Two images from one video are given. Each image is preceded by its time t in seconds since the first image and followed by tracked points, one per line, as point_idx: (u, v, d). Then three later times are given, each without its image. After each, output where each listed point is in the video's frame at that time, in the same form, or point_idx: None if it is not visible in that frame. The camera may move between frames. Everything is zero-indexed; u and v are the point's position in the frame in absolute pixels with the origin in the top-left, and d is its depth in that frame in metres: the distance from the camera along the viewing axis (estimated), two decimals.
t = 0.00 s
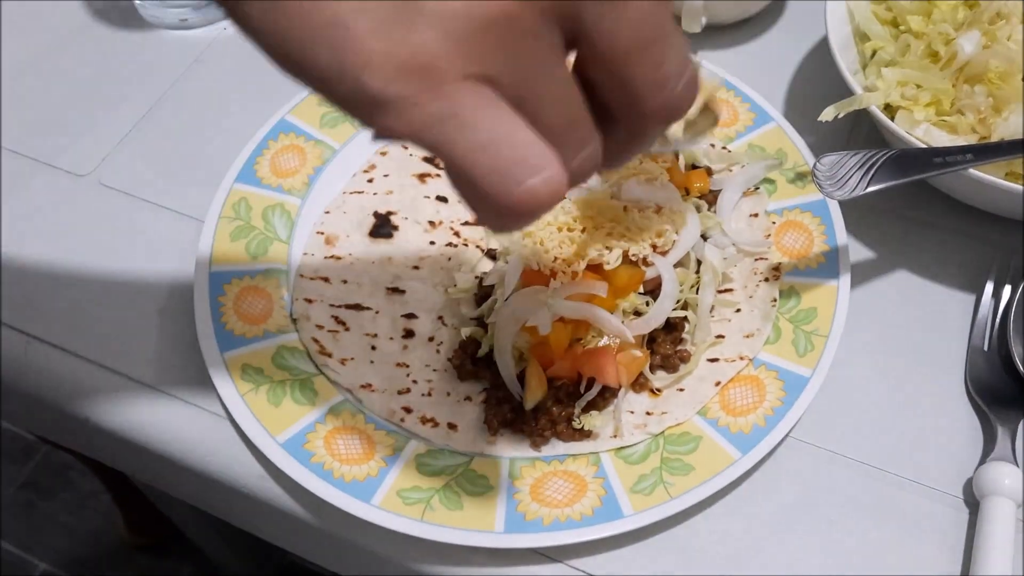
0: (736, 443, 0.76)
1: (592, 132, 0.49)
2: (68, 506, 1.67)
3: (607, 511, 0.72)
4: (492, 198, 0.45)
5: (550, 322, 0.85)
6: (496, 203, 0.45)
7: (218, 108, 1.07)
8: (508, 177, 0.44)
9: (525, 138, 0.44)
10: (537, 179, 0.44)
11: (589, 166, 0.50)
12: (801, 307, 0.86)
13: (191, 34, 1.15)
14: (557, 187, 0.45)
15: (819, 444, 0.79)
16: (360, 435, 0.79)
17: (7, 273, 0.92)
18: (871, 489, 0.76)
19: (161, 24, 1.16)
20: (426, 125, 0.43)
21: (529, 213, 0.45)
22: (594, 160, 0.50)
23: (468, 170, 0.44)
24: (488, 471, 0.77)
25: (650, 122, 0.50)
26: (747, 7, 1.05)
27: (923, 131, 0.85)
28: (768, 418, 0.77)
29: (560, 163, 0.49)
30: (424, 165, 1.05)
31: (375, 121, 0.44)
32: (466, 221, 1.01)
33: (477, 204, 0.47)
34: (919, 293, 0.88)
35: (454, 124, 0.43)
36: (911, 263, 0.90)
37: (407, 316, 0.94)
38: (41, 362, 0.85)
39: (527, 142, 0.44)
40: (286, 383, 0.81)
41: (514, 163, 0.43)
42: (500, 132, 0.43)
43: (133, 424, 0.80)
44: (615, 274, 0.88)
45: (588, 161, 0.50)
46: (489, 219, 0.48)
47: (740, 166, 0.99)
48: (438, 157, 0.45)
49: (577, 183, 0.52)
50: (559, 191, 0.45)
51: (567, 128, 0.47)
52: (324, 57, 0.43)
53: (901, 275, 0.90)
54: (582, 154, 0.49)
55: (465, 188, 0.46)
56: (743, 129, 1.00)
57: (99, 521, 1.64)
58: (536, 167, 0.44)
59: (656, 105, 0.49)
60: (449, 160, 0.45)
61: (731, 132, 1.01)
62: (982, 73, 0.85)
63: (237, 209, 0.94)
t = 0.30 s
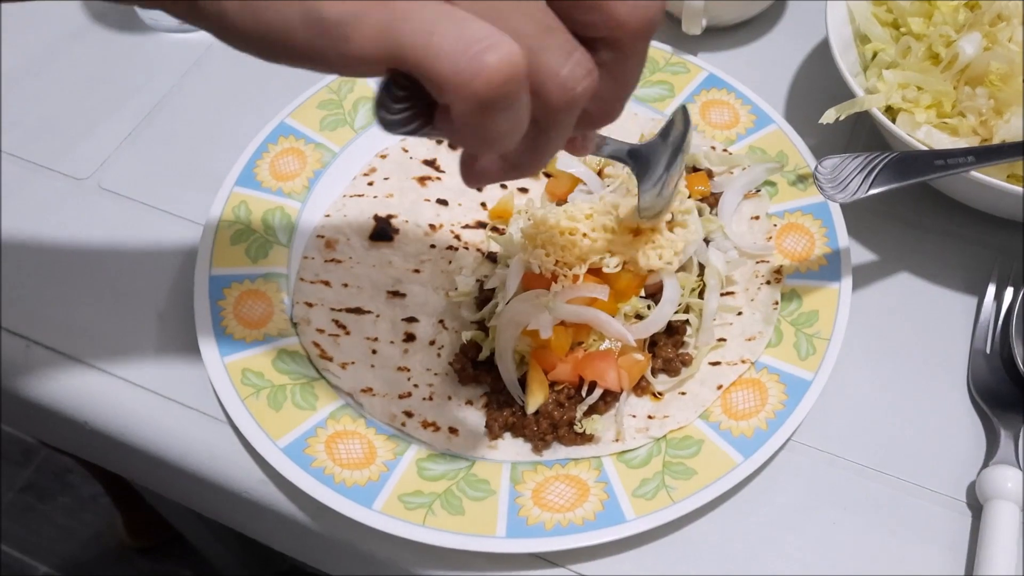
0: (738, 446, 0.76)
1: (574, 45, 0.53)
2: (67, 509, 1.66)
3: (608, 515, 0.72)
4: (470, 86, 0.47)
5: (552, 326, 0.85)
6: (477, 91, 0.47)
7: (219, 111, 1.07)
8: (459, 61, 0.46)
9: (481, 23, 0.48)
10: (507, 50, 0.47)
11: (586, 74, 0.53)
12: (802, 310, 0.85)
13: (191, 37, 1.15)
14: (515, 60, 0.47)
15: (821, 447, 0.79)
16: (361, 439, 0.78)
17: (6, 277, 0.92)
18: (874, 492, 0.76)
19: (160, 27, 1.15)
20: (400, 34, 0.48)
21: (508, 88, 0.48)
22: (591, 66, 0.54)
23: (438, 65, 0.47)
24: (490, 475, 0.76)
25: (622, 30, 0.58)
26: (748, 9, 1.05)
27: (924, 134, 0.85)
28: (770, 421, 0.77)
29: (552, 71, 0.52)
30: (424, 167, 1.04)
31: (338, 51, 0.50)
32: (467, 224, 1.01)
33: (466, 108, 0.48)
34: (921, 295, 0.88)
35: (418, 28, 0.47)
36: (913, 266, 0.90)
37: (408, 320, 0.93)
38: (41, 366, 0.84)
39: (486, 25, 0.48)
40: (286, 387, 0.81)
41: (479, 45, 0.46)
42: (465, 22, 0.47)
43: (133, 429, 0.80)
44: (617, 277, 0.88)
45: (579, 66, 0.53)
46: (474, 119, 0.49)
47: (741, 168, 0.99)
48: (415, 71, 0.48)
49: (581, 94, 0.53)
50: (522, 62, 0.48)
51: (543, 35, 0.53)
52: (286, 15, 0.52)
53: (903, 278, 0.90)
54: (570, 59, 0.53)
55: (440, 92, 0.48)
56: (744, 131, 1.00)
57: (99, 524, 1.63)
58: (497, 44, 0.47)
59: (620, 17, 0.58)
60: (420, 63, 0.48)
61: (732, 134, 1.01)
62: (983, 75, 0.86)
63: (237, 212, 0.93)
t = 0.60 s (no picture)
0: (734, 450, 0.76)
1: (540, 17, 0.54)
2: (68, 513, 1.66)
3: (604, 519, 0.72)
4: (413, 87, 0.49)
5: (549, 330, 0.85)
6: (423, 92, 0.50)
7: (216, 115, 1.07)
8: (400, 64, 0.49)
9: (422, 22, 0.50)
10: (448, 51, 0.49)
11: (549, 47, 0.54)
12: (799, 313, 0.85)
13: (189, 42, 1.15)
14: (455, 61, 0.49)
15: (818, 450, 0.79)
16: (357, 443, 0.78)
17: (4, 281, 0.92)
18: (871, 495, 0.75)
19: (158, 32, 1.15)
20: (343, 35, 0.49)
21: (453, 83, 0.50)
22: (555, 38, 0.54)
23: (384, 70, 0.49)
24: (486, 479, 0.76)
25: None
26: (744, 12, 1.05)
27: (920, 137, 0.85)
28: (766, 425, 0.77)
29: (516, 48, 0.52)
30: (421, 171, 1.04)
31: (296, 49, 0.51)
32: (463, 227, 1.01)
33: (419, 108, 0.51)
34: (918, 298, 0.88)
35: (359, 32, 0.49)
36: (910, 268, 0.90)
37: (404, 323, 0.93)
38: (38, 370, 0.84)
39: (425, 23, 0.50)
40: (283, 392, 0.81)
41: (416, 47, 0.49)
42: (405, 22, 0.49)
43: (129, 433, 0.80)
44: (613, 281, 0.88)
45: (541, 43, 0.53)
46: (426, 115, 0.52)
47: (737, 171, 0.98)
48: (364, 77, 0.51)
49: (546, 69, 0.54)
50: (464, 59, 0.50)
51: (501, 13, 0.52)
52: (243, 12, 0.51)
53: (900, 281, 0.90)
54: (532, 31, 0.53)
55: (388, 94, 0.51)
56: (741, 134, 1.00)
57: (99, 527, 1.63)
58: (436, 46, 0.49)
59: None
60: (363, 71, 0.50)
61: (729, 137, 1.00)
62: (979, 78, 0.86)
63: (233, 217, 0.93)
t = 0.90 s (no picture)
0: (738, 448, 0.75)
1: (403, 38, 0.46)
2: (68, 513, 1.66)
3: (607, 518, 0.71)
4: (225, 96, 0.41)
5: (550, 328, 0.84)
6: (239, 100, 0.41)
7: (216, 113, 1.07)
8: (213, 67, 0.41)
9: (251, 21, 0.42)
10: (271, 55, 0.41)
11: (410, 75, 0.45)
12: (803, 311, 0.85)
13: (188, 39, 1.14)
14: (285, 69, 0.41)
15: (822, 449, 0.78)
16: (358, 443, 0.78)
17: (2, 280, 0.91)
18: (876, 494, 0.75)
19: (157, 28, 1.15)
20: (163, 30, 0.41)
21: (276, 94, 0.42)
22: (424, 63, 0.46)
23: (198, 69, 0.41)
24: (488, 478, 0.76)
25: (468, 22, 0.46)
26: (747, 9, 1.05)
27: (926, 133, 0.84)
28: (770, 423, 0.76)
29: (368, 69, 0.44)
30: (422, 168, 1.04)
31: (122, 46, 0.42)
32: (464, 225, 1.00)
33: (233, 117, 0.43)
34: (923, 296, 0.87)
35: (179, 26, 0.41)
36: (914, 265, 0.90)
37: (405, 322, 0.93)
38: (36, 370, 0.84)
39: (254, 23, 0.41)
40: (282, 390, 0.80)
41: (240, 48, 0.41)
42: (232, 22, 0.41)
43: (127, 433, 0.79)
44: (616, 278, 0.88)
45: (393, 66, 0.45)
46: (245, 124, 0.44)
47: (741, 168, 0.98)
48: (186, 79, 0.42)
49: (405, 102, 0.46)
50: (296, 68, 0.42)
51: (357, 30, 0.44)
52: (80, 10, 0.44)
53: (904, 278, 0.89)
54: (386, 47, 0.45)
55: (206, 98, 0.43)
56: (743, 130, 1.00)
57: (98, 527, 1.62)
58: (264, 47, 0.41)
59: None
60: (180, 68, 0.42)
61: (732, 134, 1.00)
62: (984, 73, 0.85)
63: (233, 214, 0.93)
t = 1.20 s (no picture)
0: (735, 446, 0.75)
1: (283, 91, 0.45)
2: (67, 511, 1.65)
3: (602, 516, 0.71)
4: (70, 157, 0.42)
5: (545, 325, 0.85)
6: (87, 163, 0.42)
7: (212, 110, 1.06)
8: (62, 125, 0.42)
9: (109, 83, 0.42)
10: (114, 117, 0.42)
11: (287, 127, 0.45)
12: (800, 308, 0.84)
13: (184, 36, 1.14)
14: (129, 131, 0.42)
15: (819, 446, 0.78)
16: (352, 441, 0.77)
17: None
18: (873, 492, 0.74)
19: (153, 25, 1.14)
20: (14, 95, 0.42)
21: (121, 153, 0.42)
22: (302, 113, 0.46)
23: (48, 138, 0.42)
24: (483, 476, 0.75)
25: (356, 73, 0.47)
26: (745, 4, 1.04)
27: (923, 128, 0.84)
28: (767, 421, 0.76)
29: (242, 124, 0.44)
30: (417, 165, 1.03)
31: None
32: (459, 222, 1.00)
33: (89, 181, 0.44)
34: (920, 293, 0.87)
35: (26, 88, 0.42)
36: (912, 262, 0.89)
37: (401, 319, 0.92)
38: (31, 369, 0.84)
39: (105, 86, 0.42)
40: (277, 388, 0.80)
41: (85, 114, 0.41)
42: (82, 81, 0.42)
43: (122, 432, 0.79)
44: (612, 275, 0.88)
45: (264, 121, 0.44)
46: (100, 185, 0.44)
47: (737, 165, 0.97)
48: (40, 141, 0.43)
49: (279, 155, 0.46)
50: (140, 129, 0.43)
51: (228, 84, 0.44)
52: None
53: (902, 275, 0.89)
54: (259, 99, 0.44)
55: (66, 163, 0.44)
56: (741, 126, 0.99)
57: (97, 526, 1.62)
58: (107, 111, 0.42)
59: (348, 55, 0.46)
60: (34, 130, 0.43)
61: (729, 130, 0.99)
62: (982, 69, 0.84)
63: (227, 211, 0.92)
